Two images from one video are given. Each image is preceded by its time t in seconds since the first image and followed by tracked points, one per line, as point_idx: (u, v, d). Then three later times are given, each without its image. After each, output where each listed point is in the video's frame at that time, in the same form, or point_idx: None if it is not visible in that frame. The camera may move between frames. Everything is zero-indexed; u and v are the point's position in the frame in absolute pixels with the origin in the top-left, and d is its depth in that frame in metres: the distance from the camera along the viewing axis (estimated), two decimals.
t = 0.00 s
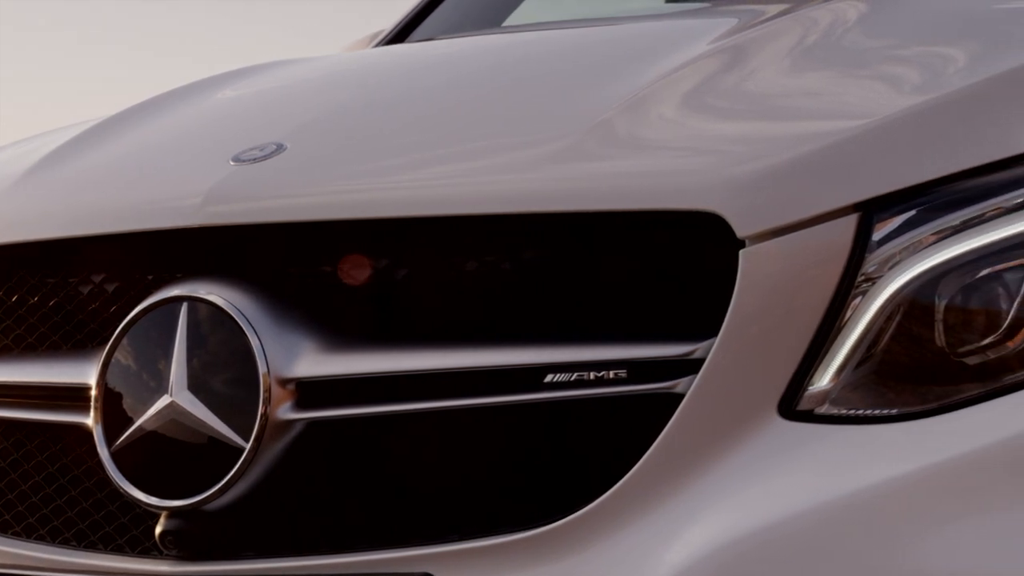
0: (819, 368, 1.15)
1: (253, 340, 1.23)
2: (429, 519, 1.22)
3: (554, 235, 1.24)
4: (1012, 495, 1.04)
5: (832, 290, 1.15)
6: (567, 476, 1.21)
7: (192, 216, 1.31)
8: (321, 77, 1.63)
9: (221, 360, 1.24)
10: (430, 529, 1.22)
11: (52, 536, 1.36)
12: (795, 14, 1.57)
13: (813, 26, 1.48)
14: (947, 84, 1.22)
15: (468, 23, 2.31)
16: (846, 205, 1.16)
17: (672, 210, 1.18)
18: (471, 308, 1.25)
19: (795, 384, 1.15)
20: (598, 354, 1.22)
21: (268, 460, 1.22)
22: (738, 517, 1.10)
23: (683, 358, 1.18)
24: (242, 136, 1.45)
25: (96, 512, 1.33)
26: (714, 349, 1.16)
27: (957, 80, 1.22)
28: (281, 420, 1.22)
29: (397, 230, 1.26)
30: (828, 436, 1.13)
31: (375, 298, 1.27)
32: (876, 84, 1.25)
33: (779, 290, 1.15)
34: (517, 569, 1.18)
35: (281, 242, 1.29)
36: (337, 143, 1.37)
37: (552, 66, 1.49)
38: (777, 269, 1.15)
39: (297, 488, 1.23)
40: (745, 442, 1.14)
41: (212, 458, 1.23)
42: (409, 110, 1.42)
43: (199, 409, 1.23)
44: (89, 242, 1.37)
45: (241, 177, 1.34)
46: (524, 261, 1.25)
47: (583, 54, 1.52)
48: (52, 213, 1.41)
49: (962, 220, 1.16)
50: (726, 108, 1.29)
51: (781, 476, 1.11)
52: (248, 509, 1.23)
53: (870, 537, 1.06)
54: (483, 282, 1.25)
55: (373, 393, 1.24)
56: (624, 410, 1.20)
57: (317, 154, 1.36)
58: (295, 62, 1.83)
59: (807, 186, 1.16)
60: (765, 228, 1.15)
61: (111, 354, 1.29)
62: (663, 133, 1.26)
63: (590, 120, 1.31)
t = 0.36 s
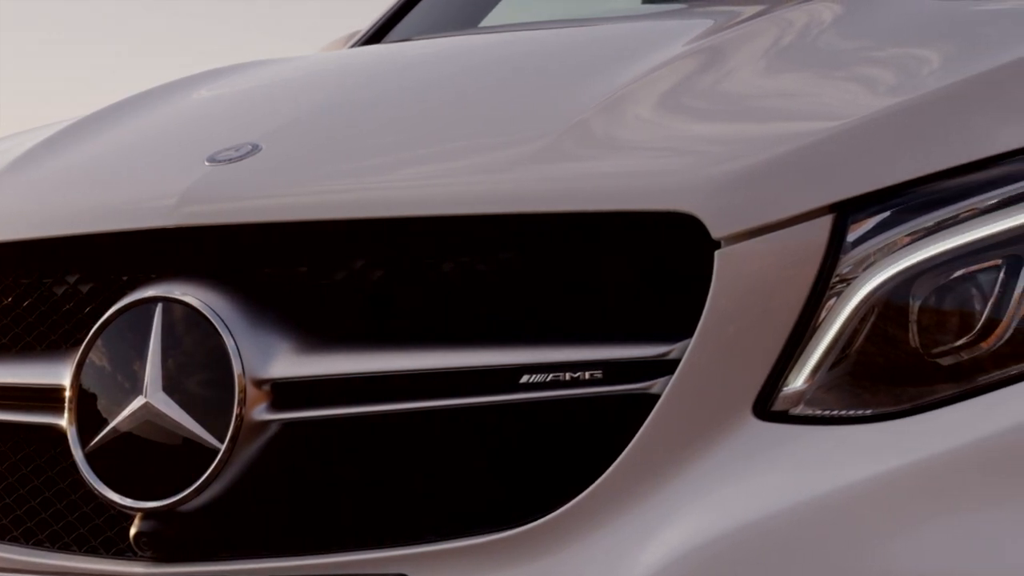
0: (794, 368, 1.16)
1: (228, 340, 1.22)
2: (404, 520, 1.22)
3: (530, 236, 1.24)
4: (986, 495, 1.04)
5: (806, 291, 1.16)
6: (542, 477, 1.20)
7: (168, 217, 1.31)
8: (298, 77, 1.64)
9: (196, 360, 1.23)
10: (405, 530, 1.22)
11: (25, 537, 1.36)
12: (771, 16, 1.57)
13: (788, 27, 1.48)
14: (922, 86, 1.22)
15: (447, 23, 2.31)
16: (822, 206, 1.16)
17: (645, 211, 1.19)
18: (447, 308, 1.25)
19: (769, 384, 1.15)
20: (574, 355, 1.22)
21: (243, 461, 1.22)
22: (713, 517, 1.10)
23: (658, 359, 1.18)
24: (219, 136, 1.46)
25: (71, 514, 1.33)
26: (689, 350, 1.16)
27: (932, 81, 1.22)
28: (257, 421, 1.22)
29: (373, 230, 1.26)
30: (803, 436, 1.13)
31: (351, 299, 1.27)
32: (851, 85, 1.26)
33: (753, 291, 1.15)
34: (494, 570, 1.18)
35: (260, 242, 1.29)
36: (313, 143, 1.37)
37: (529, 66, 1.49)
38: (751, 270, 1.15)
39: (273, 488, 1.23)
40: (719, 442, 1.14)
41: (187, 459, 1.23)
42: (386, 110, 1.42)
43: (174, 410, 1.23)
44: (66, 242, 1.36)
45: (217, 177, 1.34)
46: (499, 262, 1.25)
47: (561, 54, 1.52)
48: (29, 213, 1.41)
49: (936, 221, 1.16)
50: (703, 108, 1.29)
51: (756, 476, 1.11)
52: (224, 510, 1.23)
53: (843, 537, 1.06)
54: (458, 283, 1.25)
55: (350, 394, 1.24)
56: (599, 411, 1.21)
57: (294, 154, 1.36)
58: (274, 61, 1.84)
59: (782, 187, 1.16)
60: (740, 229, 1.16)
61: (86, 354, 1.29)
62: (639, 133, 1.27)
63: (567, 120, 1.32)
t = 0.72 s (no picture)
0: (771, 368, 1.16)
1: (205, 341, 1.22)
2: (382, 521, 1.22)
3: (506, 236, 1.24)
4: (962, 495, 1.05)
5: (782, 292, 1.16)
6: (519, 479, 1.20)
7: (144, 217, 1.31)
8: (275, 77, 1.64)
9: (172, 362, 1.23)
10: (383, 530, 1.22)
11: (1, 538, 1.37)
12: (748, 17, 1.58)
13: (765, 29, 1.48)
14: (897, 87, 1.22)
15: (422, 24, 2.31)
16: (798, 206, 1.16)
17: (620, 212, 1.19)
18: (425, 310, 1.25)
19: (746, 384, 1.15)
20: (552, 356, 1.22)
21: (219, 462, 1.22)
22: (690, 517, 1.10)
23: (635, 360, 1.18)
24: (195, 136, 1.46)
25: (46, 516, 1.34)
26: (667, 350, 1.16)
27: (908, 82, 1.22)
28: (233, 422, 1.22)
29: (349, 232, 1.26)
30: (779, 436, 1.13)
31: (328, 299, 1.27)
32: (827, 86, 1.26)
33: (730, 292, 1.16)
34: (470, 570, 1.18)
35: (238, 242, 1.29)
36: (289, 144, 1.37)
37: (506, 67, 1.49)
38: (728, 271, 1.16)
39: (249, 489, 1.23)
40: (697, 442, 1.15)
41: (164, 460, 1.23)
42: (362, 110, 1.42)
43: (150, 411, 1.23)
44: (43, 242, 1.36)
45: (193, 177, 1.34)
46: (476, 263, 1.25)
47: (539, 54, 1.52)
48: (6, 214, 1.41)
49: (912, 222, 1.17)
50: (680, 108, 1.29)
51: (734, 475, 1.11)
52: (200, 510, 1.23)
53: (820, 537, 1.06)
54: (436, 283, 1.25)
55: (327, 394, 1.24)
56: (574, 411, 1.21)
57: (271, 155, 1.36)
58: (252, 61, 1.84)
59: (758, 188, 1.17)
60: (717, 230, 1.16)
61: (61, 354, 1.29)
62: (616, 134, 1.27)
63: (545, 120, 1.32)
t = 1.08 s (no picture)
0: (747, 367, 1.16)
1: (180, 341, 1.23)
2: (358, 522, 1.22)
3: (482, 236, 1.24)
4: (937, 495, 1.05)
5: (759, 292, 1.16)
6: (494, 479, 1.20)
7: (121, 217, 1.31)
8: (253, 77, 1.64)
9: (147, 362, 1.24)
10: (359, 531, 1.22)
11: None
12: (725, 19, 1.58)
13: (742, 30, 1.48)
14: (873, 87, 1.22)
15: (400, 25, 2.31)
16: (775, 206, 1.16)
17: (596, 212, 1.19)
18: (401, 310, 1.25)
19: (722, 384, 1.15)
20: (529, 356, 1.22)
21: (195, 463, 1.22)
22: (666, 517, 1.10)
23: (611, 360, 1.19)
24: (172, 136, 1.46)
25: (21, 517, 1.35)
26: (644, 350, 1.16)
27: (884, 82, 1.22)
28: (208, 423, 1.22)
29: (326, 232, 1.27)
30: (755, 436, 1.13)
31: (305, 299, 1.27)
32: (803, 87, 1.26)
33: (707, 292, 1.15)
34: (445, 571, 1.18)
35: (215, 243, 1.29)
36: (266, 145, 1.36)
37: (483, 68, 1.49)
38: (705, 271, 1.16)
39: (225, 490, 1.23)
40: (674, 441, 1.14)
41: (138, 461, 1.24)
42: (339, 111, 1.42)
43: (126, 412, 1.23)
44: (22, 242, 1.37)
45: (170, 177, 1.34)
46: (454, 263, 1.25)
47: (517, 54, 1.52)
48: None
49: (887, 223, 1.17)
50: (657, 109, 1.29)
51: (710, 476, 1.11)
52: (175, 511, 1.23)
53: (795, 537, 1.06)
54: (413, 283, 1.25)
55: (305, 395, 1.24)
56: (550, 413, 1.21)
57: (248, 155, 1.36)
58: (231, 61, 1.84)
59: (736, 189, 1.16)
60: (692, 231, 1.16)
61: (36, 355, 1.29)
62: (593, 135, 1.27)
63: (523, 120, 1.32)
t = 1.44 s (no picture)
0: (723, 367, 1.16)
1: (156, 342, 1.23)
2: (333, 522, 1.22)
3: (458, 236, 1.25)
4: (913, 495, 1.05)
5: (735, 292, 1.16)
6: (471, 480, 1.19)
7: (97, 217, 1.32)
8: (230, 77, 1.64)
9: (122, 363, 1.24)
10: (335, 532, 1.21)
11: None
12: (702, 19, 1.58)
13: (718, 31, 1.49)
14: (848, 87, 1.22)
15: (377, 26, 2.31)
16: (751, 206, 1.16)
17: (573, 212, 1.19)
18: (378, 312, 1.26)
19: (699, 385, 1.16)
20: (506, 356, 1.21)
21: (171, 463, 1.23)
22: (643, 517, 1.10)
23: (586, 360, 1.18)
24: (149, 135, 1.46)
25: None
26: (620, 350, 1.16)
27: (859, 83, 1.22)
28: (184, 424, 1.22)
29: (302, 233, 1.27)
30: (731, 436, 1.13)
31: (281, 299, 1.27)
32: (779, 88, 1.26)
33: (683, 292, 1.15)
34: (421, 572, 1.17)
35: (192, 243, 1.30)
36: (241, 146, 1.36)
37: (461, 68, 1.49)
38: (682, 271, 1.16)
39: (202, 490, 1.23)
40: (650, 441, 1.14)
41: (113, 462, 1.24)
42: (316, 111, 1.42)
43: (102, 413, 1.23)
44: None
45: (146, 177, 1.35)
46: (430, 264, 1.25)
47: (495, 54, 1.53)
48: None
49: (863, 224, 1.17)
50: (633, 110, 1.29)
51: (686, 476, 1.11)
52: (151, 512, 1.24)
53: (769, 537, 1.06)
54: (389, 283, 1.25)
55: (280, 396, 1.23)
56: (528, 414, 1.20)
57: (224, 155, 1.36)
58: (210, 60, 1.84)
59: (712, 189, 1.16)
60: (669, 232, 1.16)
61: (10, 355, 1.30)
62: (568, 135, 1.27)
63: (499, 121, 1.32)
